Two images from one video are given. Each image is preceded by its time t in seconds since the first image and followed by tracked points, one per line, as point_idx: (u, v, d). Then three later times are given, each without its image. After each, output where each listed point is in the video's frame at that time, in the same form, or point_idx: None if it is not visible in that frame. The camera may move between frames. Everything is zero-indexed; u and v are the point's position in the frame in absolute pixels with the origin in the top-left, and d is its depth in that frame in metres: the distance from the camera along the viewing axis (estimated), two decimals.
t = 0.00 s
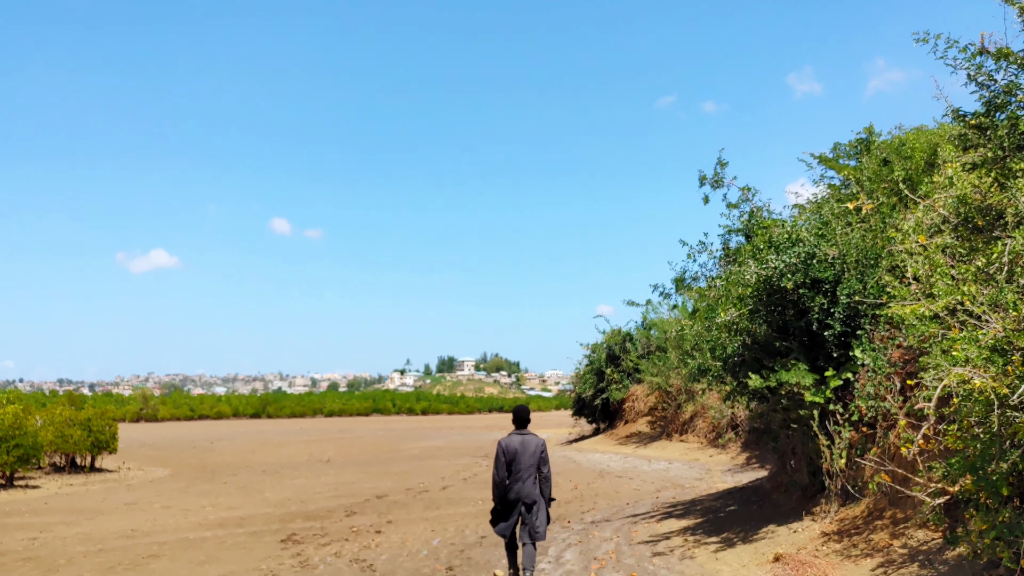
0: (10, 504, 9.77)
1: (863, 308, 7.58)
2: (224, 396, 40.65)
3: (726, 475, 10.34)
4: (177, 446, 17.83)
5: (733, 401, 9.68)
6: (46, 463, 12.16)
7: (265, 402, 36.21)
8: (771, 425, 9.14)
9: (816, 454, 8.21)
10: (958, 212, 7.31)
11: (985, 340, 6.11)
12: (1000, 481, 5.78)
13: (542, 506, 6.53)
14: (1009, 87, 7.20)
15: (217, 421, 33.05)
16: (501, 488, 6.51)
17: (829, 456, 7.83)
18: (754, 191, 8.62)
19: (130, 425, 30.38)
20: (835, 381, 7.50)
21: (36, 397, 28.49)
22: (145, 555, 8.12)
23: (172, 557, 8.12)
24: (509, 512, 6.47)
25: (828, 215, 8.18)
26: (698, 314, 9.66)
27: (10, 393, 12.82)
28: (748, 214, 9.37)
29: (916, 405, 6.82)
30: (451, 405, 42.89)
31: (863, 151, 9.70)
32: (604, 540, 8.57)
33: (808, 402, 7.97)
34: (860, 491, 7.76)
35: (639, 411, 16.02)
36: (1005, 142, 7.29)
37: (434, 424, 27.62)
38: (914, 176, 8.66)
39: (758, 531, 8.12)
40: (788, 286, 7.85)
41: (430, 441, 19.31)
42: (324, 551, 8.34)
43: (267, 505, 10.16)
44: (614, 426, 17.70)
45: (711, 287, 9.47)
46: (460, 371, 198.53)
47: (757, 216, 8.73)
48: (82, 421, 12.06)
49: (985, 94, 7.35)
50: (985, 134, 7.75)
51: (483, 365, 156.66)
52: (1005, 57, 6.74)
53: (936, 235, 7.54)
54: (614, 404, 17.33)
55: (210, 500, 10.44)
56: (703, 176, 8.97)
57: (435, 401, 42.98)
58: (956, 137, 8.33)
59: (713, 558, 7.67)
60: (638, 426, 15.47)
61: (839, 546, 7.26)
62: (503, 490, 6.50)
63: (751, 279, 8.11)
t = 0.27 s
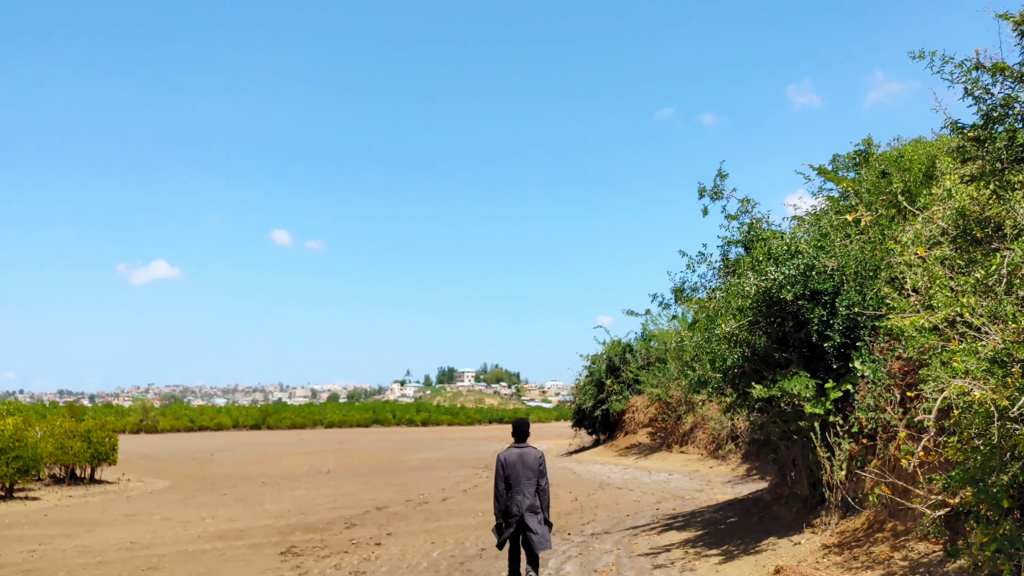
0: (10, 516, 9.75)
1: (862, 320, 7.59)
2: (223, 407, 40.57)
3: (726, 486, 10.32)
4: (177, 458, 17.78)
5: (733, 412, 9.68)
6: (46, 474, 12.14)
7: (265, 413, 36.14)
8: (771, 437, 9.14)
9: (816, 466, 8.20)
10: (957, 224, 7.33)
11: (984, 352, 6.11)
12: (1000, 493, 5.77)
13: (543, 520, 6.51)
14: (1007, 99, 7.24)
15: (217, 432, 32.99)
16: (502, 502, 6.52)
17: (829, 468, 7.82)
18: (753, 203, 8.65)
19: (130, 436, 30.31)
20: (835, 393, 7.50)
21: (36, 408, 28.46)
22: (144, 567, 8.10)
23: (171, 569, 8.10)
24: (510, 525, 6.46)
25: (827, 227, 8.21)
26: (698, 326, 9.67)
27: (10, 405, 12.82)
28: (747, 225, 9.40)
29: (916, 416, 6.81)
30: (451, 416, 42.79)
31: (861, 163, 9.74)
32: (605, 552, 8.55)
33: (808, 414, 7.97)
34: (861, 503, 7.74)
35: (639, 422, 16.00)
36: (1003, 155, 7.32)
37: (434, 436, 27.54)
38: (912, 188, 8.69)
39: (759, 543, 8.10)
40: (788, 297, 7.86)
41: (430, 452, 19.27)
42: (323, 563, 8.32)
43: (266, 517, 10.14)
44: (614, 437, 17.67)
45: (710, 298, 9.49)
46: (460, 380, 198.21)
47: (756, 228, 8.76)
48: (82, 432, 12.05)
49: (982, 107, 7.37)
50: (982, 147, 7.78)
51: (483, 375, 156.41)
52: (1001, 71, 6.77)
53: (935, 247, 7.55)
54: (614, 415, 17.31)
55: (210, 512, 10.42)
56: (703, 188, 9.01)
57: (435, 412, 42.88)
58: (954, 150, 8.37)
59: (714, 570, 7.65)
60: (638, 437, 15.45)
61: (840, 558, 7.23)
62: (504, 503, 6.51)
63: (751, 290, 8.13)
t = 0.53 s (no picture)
0: (9, 527, 9.73)
1: (862, 330, 7.59)
2: (223, 417, 40.49)
3: (727, 497, 10.30)
4: (177, 468, 17.75)
5: (733, 423, 9.66)
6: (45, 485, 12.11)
7: (264, 424, 36.08)
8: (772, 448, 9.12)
9: (817, 477, 8.18)
10: (956, 235, 7.33)
11: (984, 363, 6.10)
12: (1000, 504, 5.75)
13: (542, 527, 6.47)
14: (1005, 111, 7.26)
15: (216, 442, 32.93)
16: (500, 509, 6.54)
17: (830, 479, 7.79)
18: (753, 214, 8.66)
19: (129, 446, 30.27)
20: (835, 404, 7.49)
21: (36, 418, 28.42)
22: None
23: None
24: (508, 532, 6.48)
25: (827, 237, 8.22)
26: (698, 336, 9.68)
27: (10, 415, 12.81)
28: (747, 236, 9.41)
29: (916, 427, 6.79)
30: (451, 426, 42.70)
31: (860, 174, 9.76)
32: (605, 564, 8.52)
33: (808, 425, 7.96)
34: (862, 514, 7.71)
35: (639, 432, 15.98)
36: (1002, 166, 7.33)
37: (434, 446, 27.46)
38: (911, 199, 8.70)
39: (760, 555, 8.07)
40: (788, 308, 7.86)
41: (430, 463, 19.23)
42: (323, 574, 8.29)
43: (266, 528, 10.12)
44: (615, 448, 17.64)
45: (710, 308, 9.50)
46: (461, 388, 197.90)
47: (756, 238, 8.77)
48: (82, 442, 12.04)
49: (980, 118, 7.38)
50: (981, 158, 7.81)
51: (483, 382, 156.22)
52: (998, 83, 6.79)
53: (934, 257, 7.56)
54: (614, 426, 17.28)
55: (209, 523, 10.39)
56: (702, 199, 9.03)
57: (435, 422, 42.79)
58: (953, 161, 8.39)
59: None
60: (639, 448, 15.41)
61: (841, 570, 7.20)
62: (502, 510, 6.53)
63: (751, 301, 8.13)
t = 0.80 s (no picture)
0: (7, 542, 9.69)
1: (863, 344, 7.57)
2: (222, 430, 40.38)
3: (728, 511, 10.25)
4: (176, 482, 17.69)
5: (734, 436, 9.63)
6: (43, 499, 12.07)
7: (264, 436, 35.98)
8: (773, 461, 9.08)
9: (818, 491, 8.14)
10: (957, 249, 7.32)
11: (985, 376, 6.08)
12: (1002, 519, 5.71)
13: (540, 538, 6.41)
14: (1004, 124, 7.27)
15: (216, 455, 32.82)
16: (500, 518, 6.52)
17: (831, 493, 7.75)
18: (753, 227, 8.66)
19: (128, 460, 30.16)
20: (836, 418, 7.47)
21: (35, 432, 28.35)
22: None
23: None
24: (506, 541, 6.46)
25: (827, 250, 8.22)
26: (699, 349, 9.66)
27: (9, 428, 12.78)
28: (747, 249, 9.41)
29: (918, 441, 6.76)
30: (451, 439, 42.56)
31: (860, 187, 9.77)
32: None
33: (810, 438, 7.93)
34: (863, 528, 7.66)
35: (640, 445, 15.92)
36: (1001, 179, 7.33)
37: (434, 459, 27.35)
38: (911, 212, 8.71)
39: (761, 570, 8.02)
40: (789, 321, 7.84)
41: (429, 476, 19.15)
42: None
43: (265, 542, 10.07)
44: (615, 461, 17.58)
45: (711, 321, 9.49)
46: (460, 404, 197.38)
47: (756, 251, 8.78)
48: (80, 456, 12.00)
49: (979, 131, 7.40)
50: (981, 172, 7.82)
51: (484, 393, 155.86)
52: (996, 97, 6.81)
53: (935, 271, 7.55)
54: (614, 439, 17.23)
55: (208, 537, 10.34)
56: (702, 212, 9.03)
57: (435, 435, 42.67)
58: (952, 175, 8.40)
59: None
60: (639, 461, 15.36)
61: None
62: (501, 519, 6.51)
63: (751, 314, 8.12)
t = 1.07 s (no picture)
0: (6, 554, 9.66)
1: (863, 355, 7.55)
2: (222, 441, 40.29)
3: (729, 523, 10.21)
4: (175, 494, 17.65)
5: (735, 448, 9.61)
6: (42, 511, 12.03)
7: (263, 447, 35.90)
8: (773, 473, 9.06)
9: (819, 504, 8.11)
10: (956, 261, 7.32)
11: (986, 389, 6.05)
12: (1004, 532, 5.68)
13: (540, 553, 6.39)
14: (1003, 137, 7.29)
15: (215, 467, 32.73)
16: (501, 532, 6.48)
17: (832, 505, 7.72)
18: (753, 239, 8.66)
19: (126, 472, 30.08)
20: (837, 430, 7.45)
21: (34, 443, 28.29)
22: None
23: None
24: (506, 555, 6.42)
25: (827, 262, 8.22)
26: (699, 361, 9.66)
27: (9, 440, 12.76)
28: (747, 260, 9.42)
29: (919, 453, 6.73)
30: (451, 451, 42.41)
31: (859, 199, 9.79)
32: None
33: (810, 450, 7.91)
34: (865, 541, 7.62)
35: (640, 457, 15.88)
36: (1001, 191, 7.34)
37: (433, 472, 27.27)
38: (910, 224, 8.72)
39: None
40: (789, 333, 7.83)
41: (429, 488, 19.09)
42: None
43: (264, 555, 10.03)
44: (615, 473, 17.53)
45: (711, 333, 9.50)
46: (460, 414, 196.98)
47: (756, 263, 8.78)
48: (79, 468, 11.97)
49: (978, 144, 7.41)
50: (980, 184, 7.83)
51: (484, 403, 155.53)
52: (995, 110, 6.84)
53: (935, 282, 7.55)
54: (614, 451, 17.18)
55: (207, 550, 10.30)
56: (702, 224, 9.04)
57: (435, 446, 42.56)
58: (951, 187, 8.41)
59: None
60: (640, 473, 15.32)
61: None
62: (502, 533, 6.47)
63: (751, 325, 8.12)
